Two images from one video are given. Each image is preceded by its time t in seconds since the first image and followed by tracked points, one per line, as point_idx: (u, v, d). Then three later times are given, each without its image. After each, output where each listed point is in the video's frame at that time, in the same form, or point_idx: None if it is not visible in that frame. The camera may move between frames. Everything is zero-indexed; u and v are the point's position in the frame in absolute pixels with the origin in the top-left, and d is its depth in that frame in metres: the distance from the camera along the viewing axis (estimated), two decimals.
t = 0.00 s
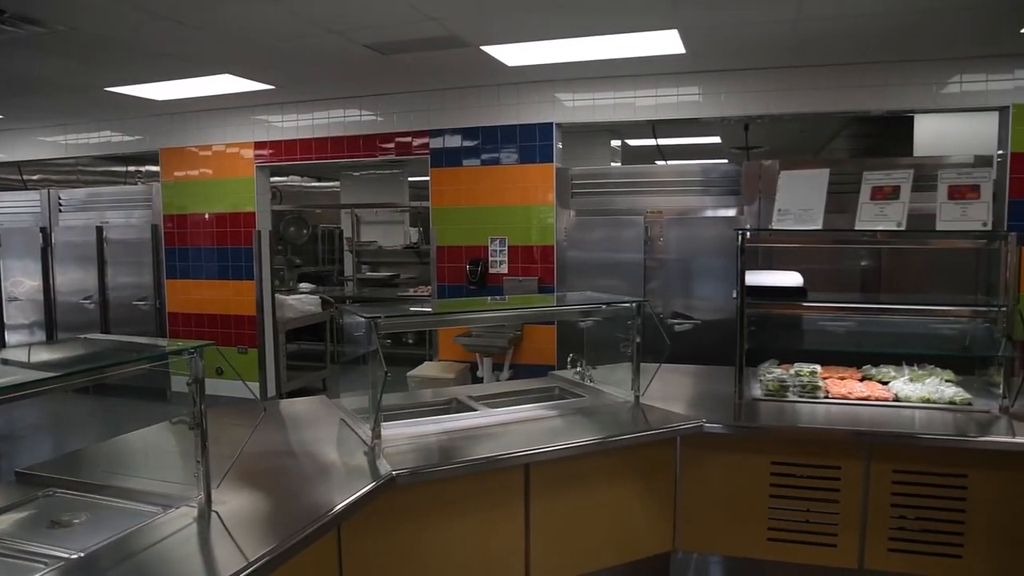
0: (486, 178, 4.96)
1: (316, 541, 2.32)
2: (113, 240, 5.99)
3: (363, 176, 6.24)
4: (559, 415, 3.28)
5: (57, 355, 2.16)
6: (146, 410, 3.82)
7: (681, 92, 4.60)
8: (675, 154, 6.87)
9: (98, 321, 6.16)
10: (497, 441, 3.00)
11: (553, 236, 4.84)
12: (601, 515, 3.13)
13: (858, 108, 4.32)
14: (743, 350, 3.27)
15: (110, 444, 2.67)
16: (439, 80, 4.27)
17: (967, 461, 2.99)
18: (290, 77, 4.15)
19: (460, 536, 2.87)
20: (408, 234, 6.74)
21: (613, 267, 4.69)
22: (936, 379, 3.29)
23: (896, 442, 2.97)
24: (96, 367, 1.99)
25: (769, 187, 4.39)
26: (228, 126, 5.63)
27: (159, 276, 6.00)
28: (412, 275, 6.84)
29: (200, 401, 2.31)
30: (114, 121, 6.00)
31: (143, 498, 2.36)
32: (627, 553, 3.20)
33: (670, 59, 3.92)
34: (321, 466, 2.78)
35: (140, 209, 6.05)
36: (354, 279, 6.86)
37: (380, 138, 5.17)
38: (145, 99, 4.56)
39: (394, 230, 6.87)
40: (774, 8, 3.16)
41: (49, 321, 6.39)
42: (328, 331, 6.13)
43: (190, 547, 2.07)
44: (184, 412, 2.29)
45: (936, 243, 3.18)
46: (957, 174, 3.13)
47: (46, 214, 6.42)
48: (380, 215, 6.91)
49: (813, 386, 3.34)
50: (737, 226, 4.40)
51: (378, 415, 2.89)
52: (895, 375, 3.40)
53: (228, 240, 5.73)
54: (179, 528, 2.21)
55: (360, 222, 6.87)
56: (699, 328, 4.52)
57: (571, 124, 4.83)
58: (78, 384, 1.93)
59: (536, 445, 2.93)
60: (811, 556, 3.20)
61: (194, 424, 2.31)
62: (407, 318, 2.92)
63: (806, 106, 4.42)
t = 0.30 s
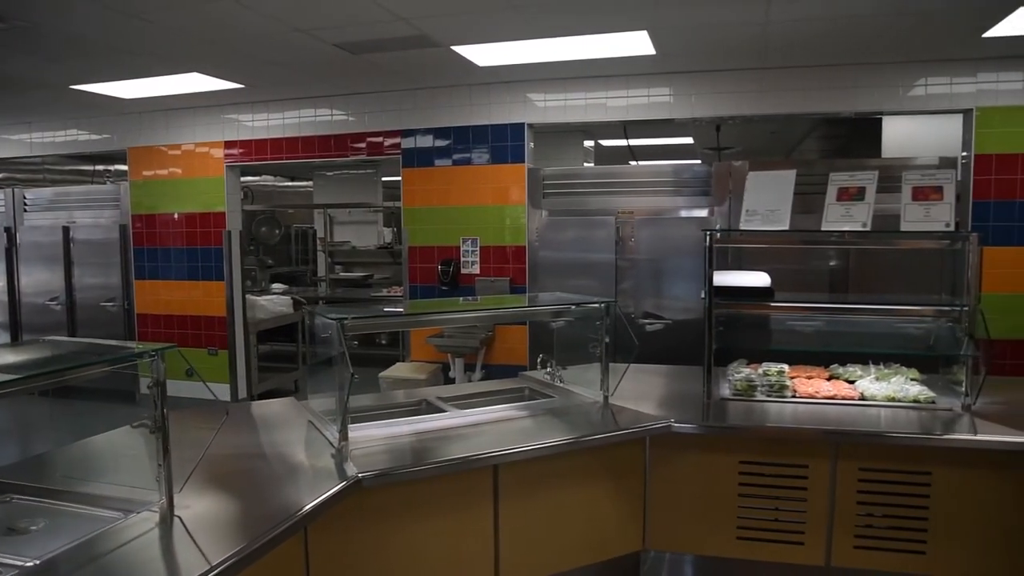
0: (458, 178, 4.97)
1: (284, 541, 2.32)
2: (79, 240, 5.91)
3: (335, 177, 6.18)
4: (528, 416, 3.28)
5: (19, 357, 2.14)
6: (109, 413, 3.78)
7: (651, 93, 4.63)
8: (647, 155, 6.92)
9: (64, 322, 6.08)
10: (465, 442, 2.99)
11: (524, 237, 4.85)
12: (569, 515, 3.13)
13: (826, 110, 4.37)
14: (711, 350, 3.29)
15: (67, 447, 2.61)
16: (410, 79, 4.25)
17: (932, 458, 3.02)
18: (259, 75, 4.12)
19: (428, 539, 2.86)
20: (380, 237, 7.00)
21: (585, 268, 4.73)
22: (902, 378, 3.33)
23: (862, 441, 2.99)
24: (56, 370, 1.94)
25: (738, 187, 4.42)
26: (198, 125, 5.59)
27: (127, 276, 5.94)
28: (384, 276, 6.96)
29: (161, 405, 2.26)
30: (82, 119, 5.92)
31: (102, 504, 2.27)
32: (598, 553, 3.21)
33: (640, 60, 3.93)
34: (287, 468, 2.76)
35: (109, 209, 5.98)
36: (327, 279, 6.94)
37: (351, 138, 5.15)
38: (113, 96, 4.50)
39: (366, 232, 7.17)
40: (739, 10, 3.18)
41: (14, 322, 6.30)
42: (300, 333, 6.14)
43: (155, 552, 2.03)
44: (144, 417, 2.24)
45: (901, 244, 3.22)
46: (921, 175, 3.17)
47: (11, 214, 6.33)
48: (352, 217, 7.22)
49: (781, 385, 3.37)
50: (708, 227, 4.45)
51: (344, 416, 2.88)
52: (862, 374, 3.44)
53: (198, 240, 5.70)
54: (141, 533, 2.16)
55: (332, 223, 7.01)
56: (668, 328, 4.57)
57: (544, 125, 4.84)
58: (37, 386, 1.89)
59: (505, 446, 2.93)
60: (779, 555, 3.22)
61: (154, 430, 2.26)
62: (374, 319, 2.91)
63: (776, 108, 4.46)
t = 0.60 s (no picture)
0: (428, 179, 4.97)
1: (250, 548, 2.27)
2: (43, 240, 5.87)
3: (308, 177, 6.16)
4: (498, 418, 3.28)
5: None
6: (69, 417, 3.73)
7: (622, 94, 4.66)
8: (617, 155, 6.98)
9: (28, 324, 6.02)
10: (435, 445, 2.97)
11: (495, 238, 4.87)
12: (539, 517, 3.13)
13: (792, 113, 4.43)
14: (680, 351, 3.31)
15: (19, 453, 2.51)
16: (381, 79, 4.23)
17: (896, 458, 3.06)
18: (226, 74, 4.07)
19: (397, 543, 2.84)
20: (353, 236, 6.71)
21: (556, 268, 4.76)
22: (868, 378, 3.37)
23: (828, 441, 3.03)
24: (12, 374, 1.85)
25: (707, 189, 4.46)
26: (165, 124, 5.51)
27: (92, 278, 5.85)
28: (356, 276, 6.83)
29: (121, 411, 2.17)
30: (45, 117, 5.82)
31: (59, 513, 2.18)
32: (569, 554, 3.21)
33: (609, 62, 3.94)
34: (253, 473, 2.71)
35: (74, 210, 5.89)
36: (297, 280, 6.84)
37: (321, 138, 5.12)
38: (75, 94, 4.42)
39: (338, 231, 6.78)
40: (706, 14, 3.20)
41: None
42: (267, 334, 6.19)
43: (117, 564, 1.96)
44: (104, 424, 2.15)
45: (866, 246, 3.26)
46: (885, 179, 3.19)
47: None
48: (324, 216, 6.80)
49: (749, 386, 3.39)
50: (677, 228, 4.50)
51: (311, 419, 2.85)
52: (829, 375, 3.48)
53: (165, 241, 5.62)
54: (101, 544, 2.08)
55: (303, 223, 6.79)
56: (637, 328, 4.63)
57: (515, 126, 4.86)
58: None
59: (474, 449, 2.92)
60: (748, 555, 3.24)
61: (114, 437, 2.17)
62: (341, 322, 2.88)
63: (744, 111, 4.52)
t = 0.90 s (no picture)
0: (383, 180, 4.93)
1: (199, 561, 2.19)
2: None
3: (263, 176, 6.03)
4: (454, 422, 3.25)
5: None
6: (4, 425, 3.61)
7: (578, 96, 4.67)
8: (573, 157, 7.02)
9: None
10: (390, 450, 2.94)
11: (451, 239, 4.85)
12: (497, 521, 3.12)
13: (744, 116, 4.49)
14: (635, 353, 3.32)
15: None
16: (336, 79, 4.17)
17: (848, 456, 3.11)
18: (176, 72, 3.97)
19: (352, 552, 2.80)
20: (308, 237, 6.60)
21: (513, 270, 4.75)
22: (819, 378, 3.42)
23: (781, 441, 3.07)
24: None
25: (662, 191, 4.49)
26: (111, 122, 5.36)
27: (35, 280, 5.68)
28: (311, 279, 6.66)
29: (63, 421, 2.06)
30: None
31: None
32: (526, 557, 3.21)
33: (566, 64, 3.94)
34: (202, 483, 2.62)
35: (17, 210, 5.72)
36: (251, 282, 6.56)
37: (274, 138, 5.03)
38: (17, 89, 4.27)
39: (292, 232, 6.67)
40: (660, 19, 3.22)
41: None
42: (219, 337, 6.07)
43: None
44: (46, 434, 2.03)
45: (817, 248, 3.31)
46: (835, 182, 3.26)
47: None
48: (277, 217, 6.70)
49: (704, 387, 3.43)
50: (633, 230, 4.53)
51: (262, 425, 2.77)
52: (781, 375, 3.53)
53: (112, 243, 5.48)
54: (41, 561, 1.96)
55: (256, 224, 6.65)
56: (595, 329, 4.64)
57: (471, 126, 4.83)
58: None
59: (431, 454, 2.88)
60: (703, 555, 3.27)
61: (56, 448, 2.05)
62: (294, 326, 2.81)
63: (698, 113, 4.57)
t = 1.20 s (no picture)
0: (322, 182, 4.85)
1: None
2: None
3: (201, 175, 5.87)
4: (396, 427, 3.21)
5: None
6: None
7: (519, 97, 4.67)
8: (515, 158, 7.04)
9: None
10: (330, 457, 2.88)
11: (392, 241, 4.81)
12: (440, 526, 3.09)
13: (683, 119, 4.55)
14: (574, 355, 3.33)
15: None
16: (275, 78, 4.08)
17: (785, 453, 3.17)
18: (105, 69, 3.83)
19: (291, 562, 2.73)
20: (246, 240, 6.65)
21: (454, 271, 4.74)
22: (757, 376, 3.49)
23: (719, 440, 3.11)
24: None
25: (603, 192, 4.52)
26: (38, 119, 5.21)
27: None
28: (249, 281, 6.77)
29: None
30: None
31: None
32: (470, 561, 3.18)
33: (507, 65, 3.93)
34: (132, 496, 2.52)
35: None
36: (186, 286, 6.56)
37: (209, 138, 4.92)
38: None
39: (229, 234, 6.71)
40: (598, 22, 3.24)
41: None
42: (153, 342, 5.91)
43: None
44: None
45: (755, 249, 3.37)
46: (771, 184, 3.32)
47: None
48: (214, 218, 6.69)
49: (644, 387, 3.46)
50: (574, 231, 4.55)
51: (197, 434, 2.68)
52: (720, 374, 3.59)
53: (38, 245, 5.37)
54: None
55: (194, 225, 6.65)
56: (537, 331, 4.64)
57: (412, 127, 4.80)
58: None
59: (372, 460, 2.83)
60: (647, 554, 3.29)
61: None
62: (229, 332, 2.73)
63: (638, 116, 4.62)
